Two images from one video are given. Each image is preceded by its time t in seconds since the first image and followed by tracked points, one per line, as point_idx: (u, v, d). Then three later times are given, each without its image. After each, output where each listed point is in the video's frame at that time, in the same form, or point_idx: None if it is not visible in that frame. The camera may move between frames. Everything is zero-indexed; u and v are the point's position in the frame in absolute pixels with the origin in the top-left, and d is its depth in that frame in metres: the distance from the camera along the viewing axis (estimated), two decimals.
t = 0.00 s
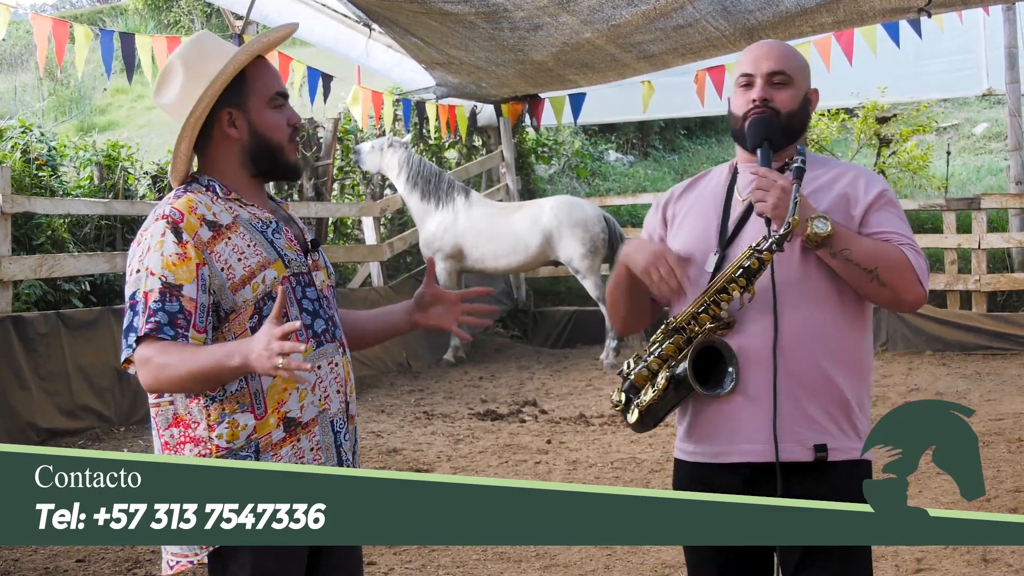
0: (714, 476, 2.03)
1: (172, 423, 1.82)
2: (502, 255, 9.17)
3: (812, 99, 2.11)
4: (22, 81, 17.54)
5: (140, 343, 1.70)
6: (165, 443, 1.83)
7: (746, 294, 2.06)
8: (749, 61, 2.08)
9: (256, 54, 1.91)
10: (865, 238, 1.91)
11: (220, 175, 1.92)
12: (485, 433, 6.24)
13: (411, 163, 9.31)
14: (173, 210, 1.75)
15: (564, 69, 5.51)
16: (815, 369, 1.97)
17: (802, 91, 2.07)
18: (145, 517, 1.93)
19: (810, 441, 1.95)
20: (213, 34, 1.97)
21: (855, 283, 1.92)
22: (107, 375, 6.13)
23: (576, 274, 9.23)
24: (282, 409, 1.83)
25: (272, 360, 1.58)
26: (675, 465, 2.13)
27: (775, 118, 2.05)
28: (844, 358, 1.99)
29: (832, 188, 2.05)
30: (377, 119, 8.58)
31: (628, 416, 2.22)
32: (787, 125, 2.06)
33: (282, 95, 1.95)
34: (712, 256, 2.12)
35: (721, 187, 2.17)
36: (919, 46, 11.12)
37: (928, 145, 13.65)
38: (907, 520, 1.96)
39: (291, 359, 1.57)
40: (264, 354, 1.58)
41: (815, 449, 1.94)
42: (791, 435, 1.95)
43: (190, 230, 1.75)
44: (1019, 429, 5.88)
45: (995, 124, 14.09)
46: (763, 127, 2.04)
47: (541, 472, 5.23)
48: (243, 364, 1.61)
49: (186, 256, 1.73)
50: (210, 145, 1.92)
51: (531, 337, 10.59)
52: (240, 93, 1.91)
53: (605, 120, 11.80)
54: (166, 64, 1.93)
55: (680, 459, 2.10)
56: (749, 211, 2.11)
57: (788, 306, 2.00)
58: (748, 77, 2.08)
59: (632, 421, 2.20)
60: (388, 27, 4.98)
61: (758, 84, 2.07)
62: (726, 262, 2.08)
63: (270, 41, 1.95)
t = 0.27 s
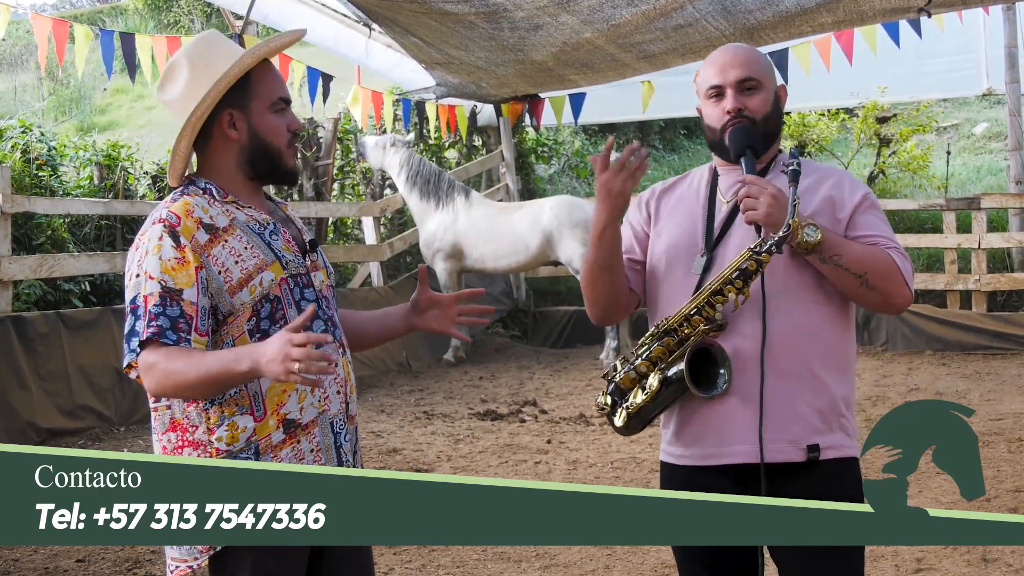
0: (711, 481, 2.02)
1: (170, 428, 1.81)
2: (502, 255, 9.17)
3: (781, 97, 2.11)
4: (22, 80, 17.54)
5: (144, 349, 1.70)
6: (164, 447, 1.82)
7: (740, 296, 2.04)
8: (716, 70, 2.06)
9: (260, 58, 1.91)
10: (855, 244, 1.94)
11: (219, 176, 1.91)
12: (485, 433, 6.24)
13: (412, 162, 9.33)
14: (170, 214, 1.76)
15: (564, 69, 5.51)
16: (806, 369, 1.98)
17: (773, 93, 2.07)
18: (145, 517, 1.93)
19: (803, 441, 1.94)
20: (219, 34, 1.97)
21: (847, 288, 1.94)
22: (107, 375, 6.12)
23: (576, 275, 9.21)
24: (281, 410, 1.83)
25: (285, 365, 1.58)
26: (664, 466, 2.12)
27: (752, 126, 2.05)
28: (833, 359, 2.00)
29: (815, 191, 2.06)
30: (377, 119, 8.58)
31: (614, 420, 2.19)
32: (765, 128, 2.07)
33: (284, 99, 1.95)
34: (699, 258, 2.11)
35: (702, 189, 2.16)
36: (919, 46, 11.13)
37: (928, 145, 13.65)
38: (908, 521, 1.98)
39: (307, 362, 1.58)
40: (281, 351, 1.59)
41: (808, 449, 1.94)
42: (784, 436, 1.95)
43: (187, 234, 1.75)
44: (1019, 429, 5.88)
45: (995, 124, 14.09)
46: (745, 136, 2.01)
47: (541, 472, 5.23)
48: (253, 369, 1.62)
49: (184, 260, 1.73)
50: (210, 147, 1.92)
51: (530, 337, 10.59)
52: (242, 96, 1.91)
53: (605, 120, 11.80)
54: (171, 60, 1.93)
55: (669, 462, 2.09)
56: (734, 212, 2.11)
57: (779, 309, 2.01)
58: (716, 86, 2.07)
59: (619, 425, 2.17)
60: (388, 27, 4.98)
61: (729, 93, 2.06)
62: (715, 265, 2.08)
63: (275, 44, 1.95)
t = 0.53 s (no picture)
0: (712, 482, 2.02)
1: (173, 423, 1.81)
2: (501, 256, 9.18)
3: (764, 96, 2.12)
4: (22, 80, 17.53)
5: (137, 347, 1.71)
6: (166, 443, 1.82)
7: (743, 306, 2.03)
8: (701, 76, 2.06)
9: (272, 60, 1.91)
10: (851, 242, 1.96)
11: (228, 176, 1.92)
12: (485, 433, 6.23)
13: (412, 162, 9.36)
14: (174, 213, 1.76)
15: (564, 69, 5.51)
16: (812, 371, 1.98)
17: (756, 95, 2.08)
18: (145, 517, 1.93)
19: (813, 442, 1.94)
20: (234, 35, 1.97)
21: (847, 287, 1.96)
22: (106, 375, 6.12)
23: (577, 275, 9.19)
24: (283, 411, 1.83)
25: (258, 385, 1.60)
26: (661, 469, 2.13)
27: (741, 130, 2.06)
28: (835, 359, 2.01)
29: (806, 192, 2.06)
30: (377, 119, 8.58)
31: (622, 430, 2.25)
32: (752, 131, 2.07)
33: (296, 102, 1.95)
34: (696, 265, 2.11)
35: (690, 195, 2.15)
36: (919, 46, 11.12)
37: (928, 145, 13.65)
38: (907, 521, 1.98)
39: (282, 382, 1.60)
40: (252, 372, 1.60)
41: (819, 450, 1.94)
42: (795, 439, 1.94)
43: (190, 234, 1.76)
44: (1019, 429, 5.87)
45: (995, 124, 14.09)
46: (733, 143, 2.03)
47: (541, 472, 5.23)
48: (233, 381, 1.64)
49: (184, 260, 1.73)
50: (220, 146, 1.92)
51: (531, 337, 10.61)
52: (254, 97, 1.91)
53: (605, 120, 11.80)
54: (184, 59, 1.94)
55: (670, 467, 2.09)
56: (727, 216, 2.11)
57: (780, 313, 2.01)
58: (702, 92, 2.07)
59: (626, 434, 2.23)
60: (388, 27, 4.99)
61: (716, 99, 2.06)
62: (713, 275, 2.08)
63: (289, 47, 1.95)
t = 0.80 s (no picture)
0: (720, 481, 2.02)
1: (187, 417, 1.79)
2: (499, 256, 9.18)
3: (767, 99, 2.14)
4: (22, 81, 17.52)
5: (154, 342, 1.69)
6: (180, 436, 1.80)
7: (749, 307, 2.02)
8: (705, 74, 2.07)
9: (284, 59, 1.88)
10: (855, 242, 1.96)
11: (249, 176, 1.90)
12: (485, 433, 6.23)
13: (413, 162, 9.34)
14: (195, 211, 1.75)
15: (564, 69, 5.51)
16: (816, 372, 1.98)
17: (760, 96, 2.09)
18: (145, 517, 1.93)
19: (818, 442, 1.94)
20: (250, 38, 1.96)
21: (852, 287, 1.96)
22: (106, 375, 6.12)
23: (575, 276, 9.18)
24: (294, 410, 1.80)
25: (266, 381, 1.58)
26: (668, 469, 2.13)
27: (743, 131, 2.06)
28: (839, 359, 2.01)
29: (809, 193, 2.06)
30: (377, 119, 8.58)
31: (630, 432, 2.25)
32: (755, 132, 2.08)
33: (313, 100, 1.92)
34: (701, 266, 2.10)
35: (694, 196, 2.15)
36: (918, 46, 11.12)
37: (927, 145, 13.65)
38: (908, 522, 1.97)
39: (290, 378, 1.58)
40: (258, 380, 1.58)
41: (823, 449, 1.94)
42: (799, 439, 1.94)
43: (210, 232, 1.74)
44: (1018, 429, 5.87)
45: (995, 124, 14.08)
46: (735, 144, 2.03)
47: (541, 472, 5.23)
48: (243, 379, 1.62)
49: (202, 257, 1.72)
50: (240, 148, 1.91)
51: (530, 337, 10.65)
52: (272, 96, 1.89)
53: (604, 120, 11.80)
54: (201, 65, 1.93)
55: (678, 467, 2.09)
56: (732, 217, 2.10)
57: (785, 315, 2.01)
58: (706, 90, 2.07)
59: (634, 437, 2.23)
60: (388, 27, 4.98)
61: (719, 98, 2.07)
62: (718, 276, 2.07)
63: (303, 44, 1.92)
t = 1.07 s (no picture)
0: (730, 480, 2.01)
1: (218, 411, 1.79)
2: (499, 256, 9.18)
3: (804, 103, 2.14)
4: (22, 81, 17.53)
5: (191, 336, 1.69)
6: (210, 429, 1.79)
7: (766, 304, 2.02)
8: (749, 66, 2.07)
9: (317, 60, 1.87)
10: (874, 244, 1.95)
11: (283, 174, 1.90)
12: (485, 433, 6.23)
13: (414, 161, 9.34)
14: (229, 208, 1.74)
15: (564, 69, 5.51)
16: (829, 373, 1.98)
17: (798, 97, 2.09)
18: (145, 516, 1.94)
19: (827, 443, 1.94)
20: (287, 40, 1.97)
21: (868, 289, 1.95)
22: (106, 375, 6.12)
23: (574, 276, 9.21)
24: (320, 405, 1.77)
25: (328, 381, 1.61)
26: (677, 466, 2.13)
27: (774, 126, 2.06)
28: (854, 361, 2.00)
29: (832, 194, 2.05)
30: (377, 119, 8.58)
31: (642, 427, 2.24)
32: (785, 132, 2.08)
33: (347, 102, 1.91)
34: (718, 264, 2.10)
35: (716, 193, 2.15)
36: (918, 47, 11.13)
37: (927, 145, 13.66)
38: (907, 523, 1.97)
39: (353, 377, 1.62)
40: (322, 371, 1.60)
41: (831, 451, 1.94)
42: (809, 440, 1.94)
43: (243, 228, 1.73)
44: (1018, 429, 5.87)
45: (995, 124, 14.08)
46: (763, 137, 2.03)
47: (541, 472, 5.23)
48: (300, 376, 1.64)
49: (236, 253, 1.71)
50: (273, 146, 1.91)
51: (531, 337, 10.66)
52: (306, 96, 1.88)
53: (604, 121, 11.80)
54: (239, 66, 1.93)
55: (684, 463, 2.10)
56: (752, 215, 2.10)
57: (802, 315, 2.01)
58: (746, 81, 2.08)
59: (646, 432, 2.23)
60: (388, 27, 4.98)
61: (757, 90, 2.07)
62: (735, 274, 2.08)
63: (339, 44, 1.91)
